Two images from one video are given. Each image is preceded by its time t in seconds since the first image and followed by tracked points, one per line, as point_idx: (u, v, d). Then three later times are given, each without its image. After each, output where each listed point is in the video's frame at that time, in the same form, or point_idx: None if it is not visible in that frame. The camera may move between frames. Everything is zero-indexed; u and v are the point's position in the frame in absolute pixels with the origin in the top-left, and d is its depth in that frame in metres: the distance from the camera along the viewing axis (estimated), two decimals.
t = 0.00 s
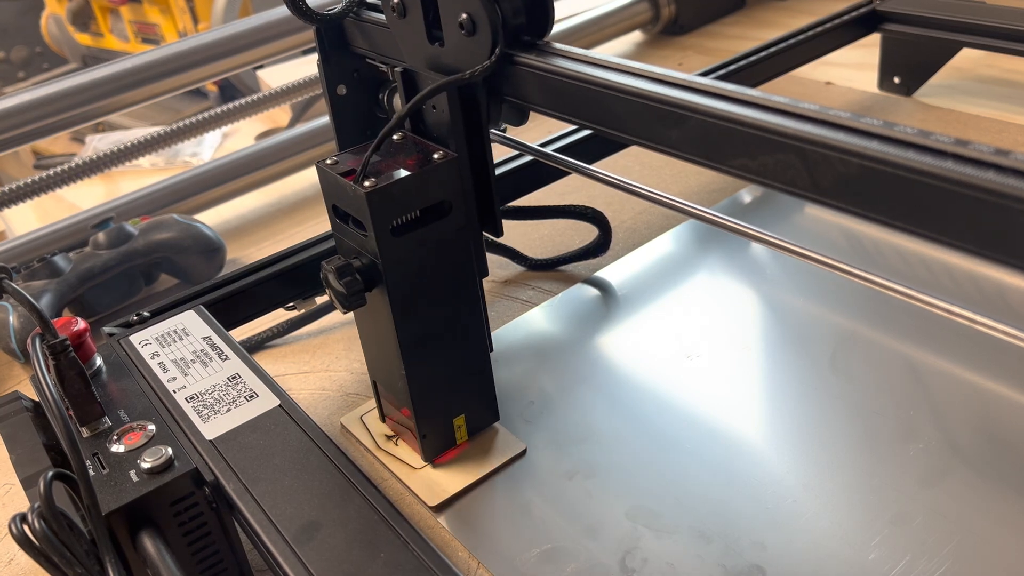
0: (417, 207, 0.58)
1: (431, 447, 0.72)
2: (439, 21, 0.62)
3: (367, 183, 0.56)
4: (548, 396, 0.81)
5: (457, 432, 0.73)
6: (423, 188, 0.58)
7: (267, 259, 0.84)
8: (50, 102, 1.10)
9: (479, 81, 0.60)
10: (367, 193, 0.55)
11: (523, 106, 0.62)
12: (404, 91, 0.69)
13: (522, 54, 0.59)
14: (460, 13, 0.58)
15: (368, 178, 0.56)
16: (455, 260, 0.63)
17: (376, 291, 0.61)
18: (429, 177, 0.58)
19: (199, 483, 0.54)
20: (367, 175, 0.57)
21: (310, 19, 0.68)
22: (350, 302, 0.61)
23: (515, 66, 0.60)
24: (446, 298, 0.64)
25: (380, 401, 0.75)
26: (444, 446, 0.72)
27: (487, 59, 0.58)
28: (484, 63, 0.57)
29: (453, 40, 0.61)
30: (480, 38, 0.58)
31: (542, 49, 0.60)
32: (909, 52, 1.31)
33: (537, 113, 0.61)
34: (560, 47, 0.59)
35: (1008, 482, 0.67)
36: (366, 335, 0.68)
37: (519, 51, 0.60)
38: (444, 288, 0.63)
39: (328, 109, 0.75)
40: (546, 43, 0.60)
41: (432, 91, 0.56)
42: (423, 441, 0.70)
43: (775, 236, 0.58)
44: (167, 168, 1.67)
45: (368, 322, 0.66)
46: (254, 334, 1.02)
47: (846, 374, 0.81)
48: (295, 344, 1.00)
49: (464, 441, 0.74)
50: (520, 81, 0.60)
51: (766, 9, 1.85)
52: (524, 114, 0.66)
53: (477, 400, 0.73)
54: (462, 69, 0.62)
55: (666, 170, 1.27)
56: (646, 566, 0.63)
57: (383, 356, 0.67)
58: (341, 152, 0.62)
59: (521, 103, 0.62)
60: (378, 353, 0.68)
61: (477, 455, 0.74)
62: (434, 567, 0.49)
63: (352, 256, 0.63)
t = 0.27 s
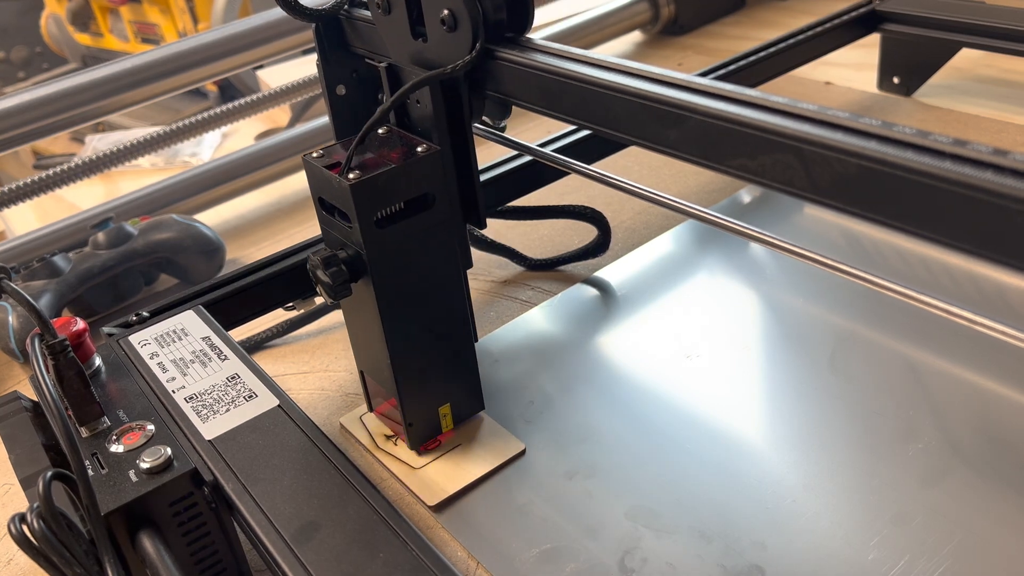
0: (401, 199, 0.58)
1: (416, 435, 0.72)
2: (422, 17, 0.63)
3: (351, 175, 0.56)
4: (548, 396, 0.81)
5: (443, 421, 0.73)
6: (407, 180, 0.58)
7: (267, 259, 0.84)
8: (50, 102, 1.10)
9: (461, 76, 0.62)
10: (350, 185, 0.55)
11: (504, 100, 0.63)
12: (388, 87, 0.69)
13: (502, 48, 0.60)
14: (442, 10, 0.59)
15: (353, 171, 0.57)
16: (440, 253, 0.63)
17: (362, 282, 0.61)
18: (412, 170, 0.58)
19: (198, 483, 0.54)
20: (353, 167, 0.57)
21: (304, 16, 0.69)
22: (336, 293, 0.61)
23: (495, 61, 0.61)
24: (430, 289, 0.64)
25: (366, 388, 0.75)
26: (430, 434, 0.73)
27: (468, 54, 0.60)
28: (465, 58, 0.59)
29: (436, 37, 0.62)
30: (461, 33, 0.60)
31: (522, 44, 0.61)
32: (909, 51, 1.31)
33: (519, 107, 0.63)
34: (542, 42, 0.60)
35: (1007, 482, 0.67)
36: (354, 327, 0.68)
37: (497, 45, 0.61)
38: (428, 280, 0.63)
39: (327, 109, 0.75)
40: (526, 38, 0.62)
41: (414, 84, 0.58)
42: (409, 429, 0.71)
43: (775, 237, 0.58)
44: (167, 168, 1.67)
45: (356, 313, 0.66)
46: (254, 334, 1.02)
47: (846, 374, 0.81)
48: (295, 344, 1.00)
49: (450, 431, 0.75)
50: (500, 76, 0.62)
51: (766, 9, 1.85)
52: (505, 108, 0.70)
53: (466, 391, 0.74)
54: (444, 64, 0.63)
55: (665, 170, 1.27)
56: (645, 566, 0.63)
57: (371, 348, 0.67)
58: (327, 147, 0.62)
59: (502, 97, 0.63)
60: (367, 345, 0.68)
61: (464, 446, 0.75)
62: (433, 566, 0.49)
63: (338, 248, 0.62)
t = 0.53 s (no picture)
0: (386, 191, 0.59)
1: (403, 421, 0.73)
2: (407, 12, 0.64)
3: (337, 168, 0.56)
4: (549, 396, 0.81)
5: (429, 410, 0.75)
6: (391, 171, 0.58)
7: (267, 259, 0.83)
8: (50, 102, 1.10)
9: (443, 69, 0.63)
10: (336, 176, 0.56)
11: (485, 94, 0.64)
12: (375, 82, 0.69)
13: (483, 43, 0.62)
14: (424, 6, 0.60)
15: (338, 163, 0.57)
16: (428, 246, 0.64)
17: (349, 273, 0.62)
18: (397, 162, 0.58)
19: (199, 483, 0.54)
20: (338, 159, 0.58)
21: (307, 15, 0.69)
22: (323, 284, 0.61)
23: (477, 56, 0.62)
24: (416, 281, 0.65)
25: (354, 380, 0.76)
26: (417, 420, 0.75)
27: (449, 49, 0.60)
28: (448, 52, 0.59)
29: (420, 32, 0.62)
30: (443, 29, 0.60)
31: (503, 40, 0.62)
32: (909, 51, 1.31)
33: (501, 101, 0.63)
34: (522, 38, 0.61)
35: (1008, 482, 0.67)
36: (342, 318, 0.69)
37: (479, 41, 0.62)
38: (414, 271, 0.64)
39: (328, 109, 0.76)
40: (508, 33, 0.63)
41: (398, 78, 0.58)
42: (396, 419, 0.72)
43: (776, 237, 0.58)
44: (167, 168, 1.67)
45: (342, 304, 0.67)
46: (254, 334, 1.02)
47: (846, 374, 0.81)
48: (295, 344, 1.00)
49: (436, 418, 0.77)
50: (482, 70, 0.63)
51: (766, 9, 1.85)
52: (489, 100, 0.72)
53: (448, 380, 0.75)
54: (427, 58, 0.63)
55: (665, 170, 1.27)
56: (646, 566, 0.63)
57: (360, 341, 0.68)
58: (314, 139, 0.62)
59: (484, 91, 0.64)
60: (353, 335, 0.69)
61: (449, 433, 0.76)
62: (434, 567, 0.49)
63: (325, 239, 0.63)
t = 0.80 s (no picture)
0: (373, 183, 0.59)
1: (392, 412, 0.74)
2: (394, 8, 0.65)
3: (325, 160, 0.57)
4: (550, 397, 0.81)
5: (418, 399, 0.76)
6: (377, 164, 0.59)
7: (267, 259, 0.83)
8: (50, 102, 1.10)
9: (429, 64, 0.64)
10: (323, 168, 0.56)
11: (469, 89, 0.66)
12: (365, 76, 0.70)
13: (466, 39, 0.63)
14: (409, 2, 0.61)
15: (325, 157, 0.58)
16: (415, 238, 0.65)
17: (337, 265, 0.63)
18: (384, 154, 0.59)
19: (199, 483, 0.54)
20: (326, 153, 0.58)
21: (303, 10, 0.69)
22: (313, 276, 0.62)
23: (461, 51, 0.64)
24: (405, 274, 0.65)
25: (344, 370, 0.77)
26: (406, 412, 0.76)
27: (434, 44, 0.61)
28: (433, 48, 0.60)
29: (406, 28, 0.63)
30: (428, 25, 0.61)
31: (487, 36, 0.63)
32: (909, 51, 1.31)
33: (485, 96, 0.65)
34: (504, 34, 0.63)
35: (1008, 482, 0.67)
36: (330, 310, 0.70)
37: (464, 37, 0.64)
38: (402, 263, 0.65)
39: (328, 109, 0.75)
40: (490, 30, 0.64)
41: (383, 73, 0.58)
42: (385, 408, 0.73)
43: (776, 237, 0.58)
44: (167, 168, 1.67)
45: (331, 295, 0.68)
46: (254, 334, 1.02)
47: (846, 374, 0.80)
48: (295, 344, 1.00)
49: (425, 408, 0.78)
50: (466, 65, 0.64)
51: (766, 9, 1.85)
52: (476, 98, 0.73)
53: (439, 371, 0.76)
54: (412, 53, 0.64)
55: (665, 170, 1.27)
56: (646, 566, 0.63)
57: (350, 333, 0.69)
58: (302, 134, 0.63)
59: (468, 85, 0.65)
60: (342, 327, 0.70)
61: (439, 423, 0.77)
62: (434, 567, 0.49)
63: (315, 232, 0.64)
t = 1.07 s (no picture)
0: (392, 193, 0.59)
1: (408, 426, 0.73)
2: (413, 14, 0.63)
3: (343, 169, 0.56)
4: (549, 397, 0.81)
5: (435, 413, 0.75)
6: (396, 174, 0.58)
7: (267, 259, 0.83)
8: (50, 102, 1.10)
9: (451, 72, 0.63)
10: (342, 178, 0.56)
11: (493, 97, 0.64)
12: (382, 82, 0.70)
13: (490, 46, 0.61)
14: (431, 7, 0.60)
15: (344, 166, 0.57)
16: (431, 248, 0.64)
17: (354, 276, 0.62)
18: (402, 165, 0.58)
19: (199, 483, 0.54)
20: (344, 162, 0.58)
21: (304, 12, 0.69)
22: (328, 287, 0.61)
23: (483, 58, 0.62)
24: (422, 285, 0.64)
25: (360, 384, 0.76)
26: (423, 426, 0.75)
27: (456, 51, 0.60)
28: (454, 55, 0.59)
29: (426, 34, 0.62)
30: (449, 31, 0.60)
31: (511, 42, 0.62)
32: (909, 52, 1.31)
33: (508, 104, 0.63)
34: (528, 40, 0.61)
35: (1008, 482, 0.67)
36: (346, 321, 0.69)
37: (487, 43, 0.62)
38: (419, 275, 0.64)
39: (327, 108, 0.76)
40: (514, 36, 0.63)
41: (403, 81, 0.58)
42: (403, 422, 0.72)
43: (776, 237, 0.58)
44: (167, 168, 1.67)
45: (348, 306, 0.66)
46: (254, 334, 1.03)
47: (846, 374, 0.81)
48: (295, 344, 1.00)
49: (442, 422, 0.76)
50: (489, 73, 0.62)
51: (766, 9, 1.85)
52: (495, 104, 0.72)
53: (458, 385, 0.75)
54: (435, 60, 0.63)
55: (665, 170, 1.27)
56: (646, 566, 0.63)
57: (366, 345, 0.68)
58: (319, 142, 0.62)
59: (491, 94, 0.64)
60: (358, 338, 0.69)
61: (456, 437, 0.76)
62: (434, 567, 0.49)
63: (330, 243, 0.63)
